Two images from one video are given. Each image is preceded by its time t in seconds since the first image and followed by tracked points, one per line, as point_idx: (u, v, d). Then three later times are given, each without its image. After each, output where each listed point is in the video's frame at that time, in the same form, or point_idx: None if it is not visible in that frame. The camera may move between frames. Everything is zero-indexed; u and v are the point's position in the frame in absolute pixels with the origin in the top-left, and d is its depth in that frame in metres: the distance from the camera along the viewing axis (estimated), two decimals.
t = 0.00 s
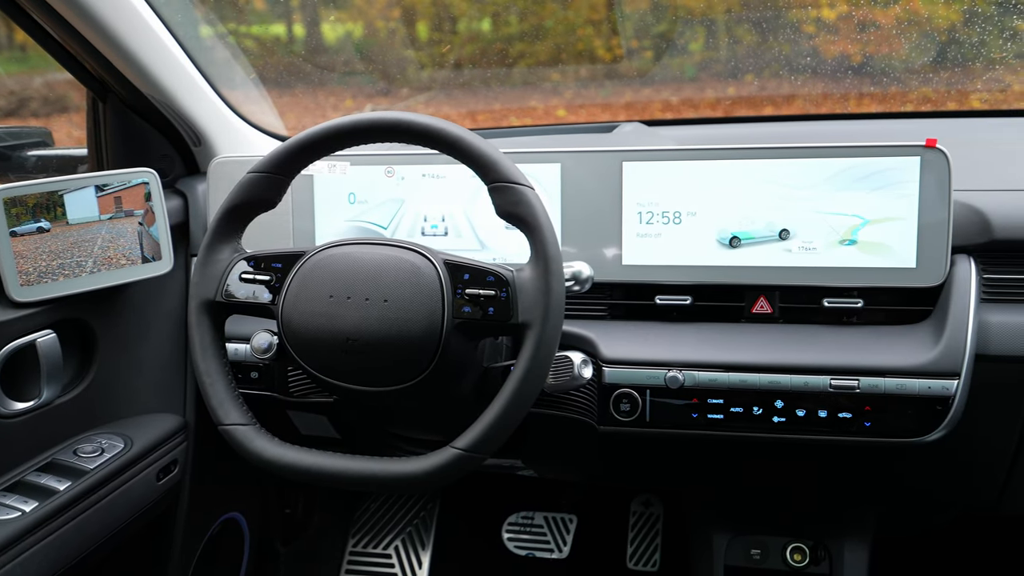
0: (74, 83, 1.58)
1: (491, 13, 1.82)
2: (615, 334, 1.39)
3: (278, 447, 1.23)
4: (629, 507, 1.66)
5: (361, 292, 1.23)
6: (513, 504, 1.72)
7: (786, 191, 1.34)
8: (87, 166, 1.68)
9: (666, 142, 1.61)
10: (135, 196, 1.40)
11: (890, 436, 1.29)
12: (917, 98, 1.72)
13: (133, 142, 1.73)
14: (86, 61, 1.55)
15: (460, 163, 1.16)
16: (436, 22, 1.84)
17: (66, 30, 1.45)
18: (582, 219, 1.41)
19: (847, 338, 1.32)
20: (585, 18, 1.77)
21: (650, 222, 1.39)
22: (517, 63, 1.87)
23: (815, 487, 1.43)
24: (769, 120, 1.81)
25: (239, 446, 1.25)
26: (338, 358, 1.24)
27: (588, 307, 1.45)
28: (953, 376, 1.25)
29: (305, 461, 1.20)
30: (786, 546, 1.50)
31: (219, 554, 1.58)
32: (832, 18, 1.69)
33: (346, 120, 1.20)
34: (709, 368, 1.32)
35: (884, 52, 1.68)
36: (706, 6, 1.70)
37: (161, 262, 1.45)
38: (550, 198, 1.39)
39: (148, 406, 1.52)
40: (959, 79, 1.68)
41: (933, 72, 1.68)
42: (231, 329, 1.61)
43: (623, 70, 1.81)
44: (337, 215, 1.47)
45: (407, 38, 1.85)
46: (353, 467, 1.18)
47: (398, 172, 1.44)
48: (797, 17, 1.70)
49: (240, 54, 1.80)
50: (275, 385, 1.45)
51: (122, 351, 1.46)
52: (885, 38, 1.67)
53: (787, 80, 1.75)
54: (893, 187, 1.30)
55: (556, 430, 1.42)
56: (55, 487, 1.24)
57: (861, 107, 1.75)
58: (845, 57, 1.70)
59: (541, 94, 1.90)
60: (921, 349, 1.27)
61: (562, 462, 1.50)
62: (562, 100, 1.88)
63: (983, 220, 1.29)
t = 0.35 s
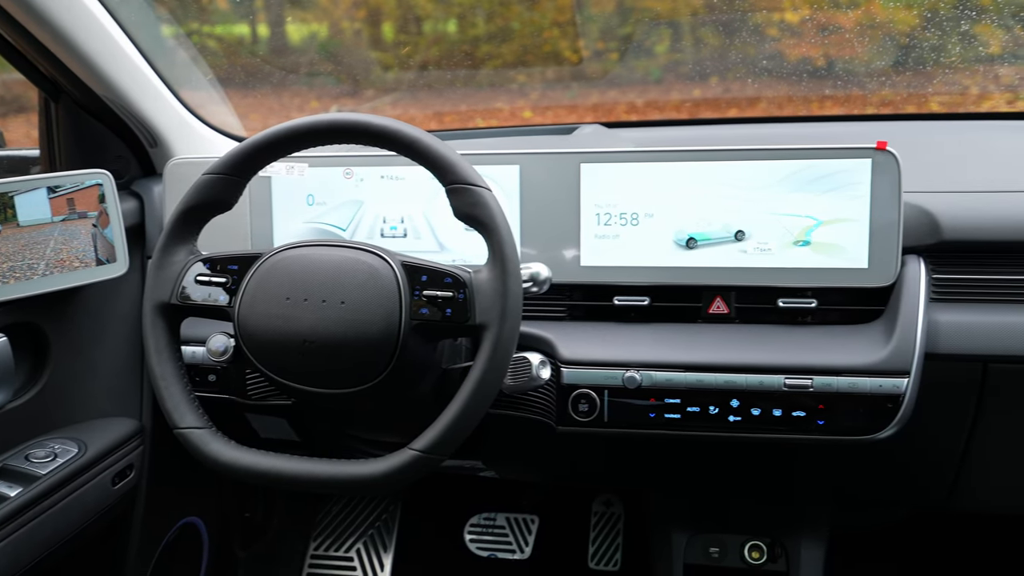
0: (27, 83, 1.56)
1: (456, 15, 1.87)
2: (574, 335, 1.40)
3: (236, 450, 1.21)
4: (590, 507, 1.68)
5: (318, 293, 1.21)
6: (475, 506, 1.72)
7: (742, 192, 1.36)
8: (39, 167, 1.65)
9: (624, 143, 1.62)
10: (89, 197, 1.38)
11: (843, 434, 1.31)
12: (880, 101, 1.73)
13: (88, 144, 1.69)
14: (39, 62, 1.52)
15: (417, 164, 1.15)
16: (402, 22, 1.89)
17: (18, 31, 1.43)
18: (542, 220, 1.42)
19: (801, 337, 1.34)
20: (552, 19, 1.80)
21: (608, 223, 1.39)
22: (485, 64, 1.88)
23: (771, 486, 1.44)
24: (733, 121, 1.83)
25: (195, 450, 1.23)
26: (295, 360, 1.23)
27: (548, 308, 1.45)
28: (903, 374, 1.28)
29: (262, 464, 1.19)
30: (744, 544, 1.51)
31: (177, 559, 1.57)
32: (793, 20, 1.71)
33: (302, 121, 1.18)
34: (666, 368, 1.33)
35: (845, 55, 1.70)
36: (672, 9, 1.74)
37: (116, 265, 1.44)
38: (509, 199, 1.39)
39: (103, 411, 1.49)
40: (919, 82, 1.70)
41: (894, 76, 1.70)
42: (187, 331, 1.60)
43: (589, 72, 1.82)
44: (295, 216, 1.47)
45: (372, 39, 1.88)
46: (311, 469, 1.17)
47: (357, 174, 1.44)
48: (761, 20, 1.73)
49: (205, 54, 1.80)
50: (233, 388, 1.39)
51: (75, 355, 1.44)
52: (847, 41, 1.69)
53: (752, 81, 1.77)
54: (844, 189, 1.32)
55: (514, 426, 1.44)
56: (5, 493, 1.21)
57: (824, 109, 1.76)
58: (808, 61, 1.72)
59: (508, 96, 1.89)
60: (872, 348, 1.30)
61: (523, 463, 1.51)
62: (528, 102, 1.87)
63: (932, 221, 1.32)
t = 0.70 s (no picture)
0: None
1: (423, 16, 1.81)
2: (533, 337, 1.41)
3: (191, 455, 1.19)
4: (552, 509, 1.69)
5: (274, 297, 1.19)
6: (437, 509, 1.71)
7: (700, 195, 1.37)
8: None
9: (584, 146, 1.63)
10: (41, 200, 1.35)
11: (797, 434, 1.33)
12: (840, 104, 1.75)
13: (40, 145, 1.67)
14: None
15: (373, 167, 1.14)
16: (368, 24, 1.83)
17: None
18: (501, 223, 1.42)
19: (757, 338, 1.36)
20: (517, 22, 1.78)
21: (566, 226, 1.40)
22: (451, 66, 1.85)
23: (729, 487, 1.45)
24: (696, 123, 1.88)
25: (150, 456, 1.21)
26: (251, 364, 1.21)
27: (507, 310, 1.45)
28: (855, 374, 1.30)
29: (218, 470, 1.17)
30: (703, 543, 1.53)
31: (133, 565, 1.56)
32: (757, 25, 1.72)
33: (256, 124, 1.17)
34: (623, 369, 1.34)
35: (808, 59, 1.72)
36: (637, 11, 1.73)
37: (69, 268, 1.42)
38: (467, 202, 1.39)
39: (57, 417, 1.47)
40: (876, 86, 1.73)
41: (855, 79, 1.72)
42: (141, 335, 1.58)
43: (555, 75, 1.82)
44: (253, 219, 1.46)
45: (337, 41, 1.84)
46: (267, 474, 1.15)
47: (315, 176, 1.44)
48: (725, 24, 1.73)
49: (166, 55, 1.79)
50: (191, 393, 1.39)
51: (28, 361, 1.43)
52: (810, 45, 1.70)
53: (715, 85, 1.79)
54: (800, 192, 1.34)
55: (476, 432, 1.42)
56: None
57: (785, 113, 1.80)
58: (771, 64, 1.74)
59: (474, 98, 1.88)
60: (824, 348, 1.32)
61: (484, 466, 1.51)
62: (495, 104, 1.88)
63: (883, 222, 1.34)
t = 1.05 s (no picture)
0: None
1: (391, 19, 1.83)
2: (492, 339, 1.41)
3: (145, 461, 1.17)
4: (516, 510, 1.69)
5: (230, 299, 1.17)
6: (399, 512, 1.71)
7: (657, 197, 1.38)
8: None
9: (545, 149, 1.64)
10: None
11: (752, 433, 1.34)
12: (803, 108, 1.78)
13: None
14: None
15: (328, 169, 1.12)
16: (334, 27, 1.85)
17: None
18: (460, 226, 1.42)
19: (713, 339, 1.37)
20: (483, 25, 1.79)
21: (525, 228, 1.41)
22: (419, 69, 1.86)
23: (688, 487, 1.46)
24: (665, 127, 1.87)
25: (102, 462, 1.18)
26: (207, 368, 1.19)
27: (467, 313, 1.46)
28: (808, 374, 1.31)
29: (171, 474, 1.14)
30: (664, 543, 1.55)
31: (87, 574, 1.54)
32: (722, 29, 1.73)
33: (210, 126, 1.14)
34: (581, 370, 1.35)
35: (772, 62, 1.73)
36: (604, 15, 1.75)
37: (20, 273, 1.34)
38: (426, 204, 1.39)
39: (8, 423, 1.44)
40: (836, 90, 1.74)
41: (819, 83, 1.74)
42: (94, 340, 1.56)
43: (523, 77, 1.83)
44: (210, 222, 1.45)
45: (303, 43, 1.86)
46: (224, 479, 1.13)
47: (273, 179, 1.43)
48: (690, 28, 1.74)
49: (130, 57, 1.79)
50: (147, 400, 1.38)
51: None
52: (775, 49, 1.72)
53: (679, 89, 1.79)
54: (754, 194, 1.35)
55: (434, 432, 1.44)
56: None
57: (751, 115, 1.82)
58: (737, 67, 1.75)
59: (442, 101, 1.86)
60: (779, 348, 1.33)
61: (446, 469, 1.51)
62: (462, 107, 1.87)
63: (835, 225, 1.36)
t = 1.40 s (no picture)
0: None
1: (358, 21, 1.80)
2: (451, 341, 1.41)
3: (99, 466, 1.14)
4: (479, 513, 1.70)
5: (185, 303, 1.14)
6: (362, 516, 1.73)
7: (616, 200, 1.39)
8: None
9: (505, 152, 1.65)
10: None
11: (710, 432, 1.35)
12: (768, 111, 1.79)
13: None
14: None
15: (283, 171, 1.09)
16: (300, 28, 1.82)
17: None
18: (420, 228, 1.42)
19: (671, 339, 1.38)
20: (450, 28, 1.77)
21: (484, 230, 1.41)
22: (385, 72, 1.83)
23: (649, 487, 1.48)
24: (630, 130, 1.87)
25: (54, 469, 1.14)
26: (162, 373, 1.15)
27: (427, 315, 1.46)
28: (764, 374, 1.33)
29: (125, 480, 1.11)
30: (625, 543, 1.55)
31: None
32: (686, 32, 1.73)
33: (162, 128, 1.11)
34: (540, 371, 1.36)
35: (738, 66, 1.73)
36: (570, 18, 1.74)
37: None
38: (385, 207, 1.39)
39: None
40: (800, 94, 1.75)
41: (783, 86, 1.75)
42: (46, 346, 1.53)
43: (492, 81, 1.82)
44: (167, 225, 1.44)
45: (269, 45, 1.83)
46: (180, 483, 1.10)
47: (231, 181, 1.42)
48: (656, 31, 1.74)
49: (91, 58, 1.78)
50: (103, 405, 1.35)
51: None
52: (738, 53, 1.72)
53: (645, 91, 1.80)
54: (711, 196, 1.36)
55: (395, 435, 1.44)
56: None
57: (716, 118, 1.83)
58: (701, 71, 1.75)
59: (409, 103, 1.85)
60: (735, 348, 1.35)
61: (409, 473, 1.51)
62: (429, 110, 1.86)
63: (790, 226, 1.38)
